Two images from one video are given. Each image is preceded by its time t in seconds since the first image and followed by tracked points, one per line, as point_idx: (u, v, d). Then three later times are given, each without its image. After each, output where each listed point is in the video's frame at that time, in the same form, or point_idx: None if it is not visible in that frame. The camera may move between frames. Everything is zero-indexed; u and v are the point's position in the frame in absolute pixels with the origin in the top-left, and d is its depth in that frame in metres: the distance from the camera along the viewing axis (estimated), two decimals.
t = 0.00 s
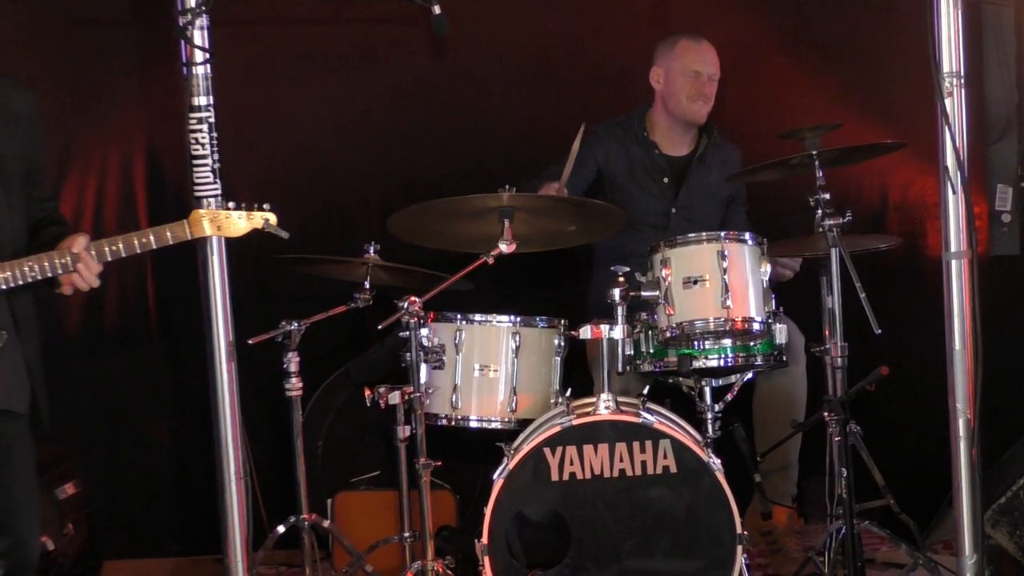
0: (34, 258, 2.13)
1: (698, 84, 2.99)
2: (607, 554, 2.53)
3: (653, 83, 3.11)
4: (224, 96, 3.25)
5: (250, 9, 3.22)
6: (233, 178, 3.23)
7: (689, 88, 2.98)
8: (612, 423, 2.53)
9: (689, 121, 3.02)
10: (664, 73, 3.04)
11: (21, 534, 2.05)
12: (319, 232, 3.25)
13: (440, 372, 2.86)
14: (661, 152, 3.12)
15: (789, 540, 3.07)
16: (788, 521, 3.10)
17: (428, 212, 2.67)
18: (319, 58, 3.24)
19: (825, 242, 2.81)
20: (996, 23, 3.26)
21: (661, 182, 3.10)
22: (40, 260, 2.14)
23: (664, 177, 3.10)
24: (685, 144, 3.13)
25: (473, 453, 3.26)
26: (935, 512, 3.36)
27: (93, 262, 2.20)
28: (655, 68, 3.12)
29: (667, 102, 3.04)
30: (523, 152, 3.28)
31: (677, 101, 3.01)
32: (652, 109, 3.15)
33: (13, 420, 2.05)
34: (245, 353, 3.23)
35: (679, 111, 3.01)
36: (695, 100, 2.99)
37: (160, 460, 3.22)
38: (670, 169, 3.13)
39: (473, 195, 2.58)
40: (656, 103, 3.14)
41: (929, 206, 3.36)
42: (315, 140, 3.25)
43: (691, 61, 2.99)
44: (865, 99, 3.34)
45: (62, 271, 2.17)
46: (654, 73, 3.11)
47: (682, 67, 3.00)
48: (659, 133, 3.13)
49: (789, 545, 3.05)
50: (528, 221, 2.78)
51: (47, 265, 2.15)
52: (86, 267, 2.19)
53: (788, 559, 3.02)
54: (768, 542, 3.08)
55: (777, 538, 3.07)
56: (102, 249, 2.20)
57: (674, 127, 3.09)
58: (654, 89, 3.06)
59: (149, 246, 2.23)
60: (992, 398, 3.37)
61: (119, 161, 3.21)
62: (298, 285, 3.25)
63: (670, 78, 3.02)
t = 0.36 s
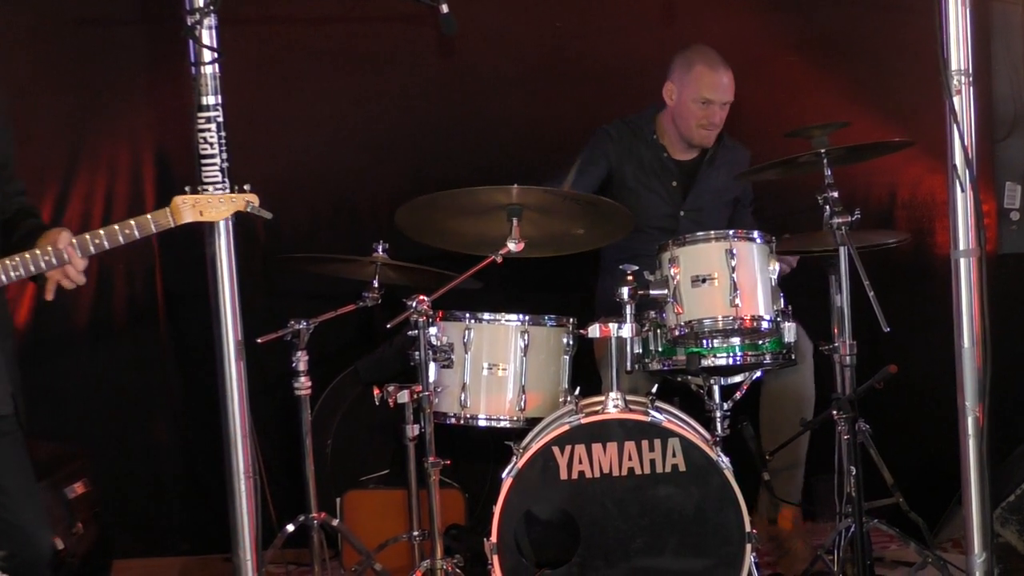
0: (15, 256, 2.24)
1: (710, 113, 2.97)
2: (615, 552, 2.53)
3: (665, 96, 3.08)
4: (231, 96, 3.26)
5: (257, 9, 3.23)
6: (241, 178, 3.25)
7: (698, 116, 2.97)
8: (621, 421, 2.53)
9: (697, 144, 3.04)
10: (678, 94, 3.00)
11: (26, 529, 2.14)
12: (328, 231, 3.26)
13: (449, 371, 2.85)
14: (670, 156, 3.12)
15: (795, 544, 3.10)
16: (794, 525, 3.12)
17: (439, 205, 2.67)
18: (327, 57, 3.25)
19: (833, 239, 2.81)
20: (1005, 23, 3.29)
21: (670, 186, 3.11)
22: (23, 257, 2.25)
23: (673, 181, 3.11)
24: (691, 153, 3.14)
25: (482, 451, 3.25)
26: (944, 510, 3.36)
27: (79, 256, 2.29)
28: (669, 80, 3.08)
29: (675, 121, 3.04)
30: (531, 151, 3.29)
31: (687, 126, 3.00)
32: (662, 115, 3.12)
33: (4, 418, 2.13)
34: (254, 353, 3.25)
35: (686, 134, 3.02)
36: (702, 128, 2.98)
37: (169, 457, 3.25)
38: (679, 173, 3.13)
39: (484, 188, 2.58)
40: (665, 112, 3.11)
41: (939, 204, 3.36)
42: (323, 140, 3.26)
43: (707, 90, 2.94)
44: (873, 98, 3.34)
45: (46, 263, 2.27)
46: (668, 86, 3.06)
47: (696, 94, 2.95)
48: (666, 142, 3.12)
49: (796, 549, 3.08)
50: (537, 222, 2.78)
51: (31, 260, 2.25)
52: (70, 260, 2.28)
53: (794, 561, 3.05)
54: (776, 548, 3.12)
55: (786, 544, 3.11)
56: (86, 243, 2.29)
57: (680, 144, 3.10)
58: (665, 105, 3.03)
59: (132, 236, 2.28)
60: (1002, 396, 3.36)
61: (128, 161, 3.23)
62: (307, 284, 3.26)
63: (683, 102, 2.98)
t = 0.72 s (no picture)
0: (15, 256, 2.28)
1: (729, 102, 2.98)
2: (625, 550, 2.52)
3: (679, 91, 3.08)
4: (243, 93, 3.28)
5: (267, 7, 3.24)
6: (251, 176, 3.27)
7: (719, 105, 2.98)
8: (630, 419, 2.52)
9: (717, 138, 3.04)
10: (695, 88, 3.01)
11: (19, 522, 2.26)
12: (338, 229, 3.27)
13: (459, 368, 2.83)
14: (682, 153, 3.13)
15: (807, 536, 3.09)
16: (806, 517, 3.12)
17: (447, 204, 2.66)
18: (337, 56, 3.26)
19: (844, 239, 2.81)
20: (1015, 20, 3.26)
21: (682, 183, 3.12)
22: (23, 257, 2.29)
23: (685, 178, 3.12)
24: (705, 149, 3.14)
25: (493, 449, 3.26)
26: (953, 507, 3.37)
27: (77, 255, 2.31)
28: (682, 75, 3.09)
29: (694, 115, 3.03)
30: (539, 149, 3.29)
31: (707, 119, 3.01)
32: (676, 113, 3.13)
33: None
34: (264, 351, 3.26)
35: (706, 126, 3.02)
36: (723, 118, 2.99)
37: (180, 453, 3.27)
38: (691, 171, 3.14)
39: (492, 189, 2.57)
40: (681, 110, 3.12)
41: (949, 202, 3.35)
42: (333, 138, 3.27)
43: (724, 78, 2.96)
44: (883, 95, 3.34)
45: (45, 262, 2.31)
46: (681, 81, 3.07)
47: (714, 85, 2.97)
48: (680, 141, 3.13)
49: (808, 541, 3.08)
50: (545, 220, 2.77)
51: (29, 259, 2.29)
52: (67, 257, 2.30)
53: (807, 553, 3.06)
54: (785, 537, 3.12)
55: (796, 535, 3.10)
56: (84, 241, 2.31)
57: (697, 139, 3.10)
58: (681, 100, 3.04)
59: (127, 233, 2.28)
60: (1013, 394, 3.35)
61: (137, 158, 3.24)
62: (317, 283, 3.30)
63: (701, 95, 3.00)
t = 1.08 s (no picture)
0: (19, 258, 2.12)
1: (734, 68, 3.00)
2: (633, 547, 2.50)
3: (682, 75, 3.09)
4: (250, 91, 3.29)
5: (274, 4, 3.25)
6: (259, 173, 3.27)
7: (726, 73, 2.99)
8: (636, 416, 2.51)
9: (727, 106, 3.02)
10: (696, 63, 3.03)
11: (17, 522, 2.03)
12: (346, 226, 3.28)
13: (466, 365, 2.82)
14: (691, 145, 3.13)
15: (815, 534, 3.08)
16: (815, 514, 3.12)
17: (454, 195, 2.66)
18: (345, 52, 3.27)
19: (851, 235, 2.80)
20: None
21: (693, 177, 3.11)
22: (26, 259, 2.14)
23: (696, 172, 3.11)
24: (712, 140, 3.14)
25: (499, 446, 3.26)
26: (960, 504, 3.37)
27: (83, 255, 2.19)
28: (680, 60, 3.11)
29: (702, 90, 3.03)
30: (546, 146, 3.29)
31: (715, 89, 3.00)
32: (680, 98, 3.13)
33: None
34: (271, 347, 3.27)
35: (716, 96, 3.01)
36: (731, 85, 2.99)
37: (187, 450, 3.28)
38: (701, 164, 3.13)
39: (500, 180, 2.57)
40: (685, 94, 3.12)
41: (956, 199, 3.35)
42: (340, 135, 3.28)
43: (724, 44, 3.01)
44: (891, 92, 3.34)
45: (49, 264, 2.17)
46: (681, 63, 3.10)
47: (716, 54, 3.00)
48: (688, 128, 3.13)
49: (816, 539, 3.07)
50: (553, 218, 2.77)
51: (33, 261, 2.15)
52: (74, 259, 2.17)
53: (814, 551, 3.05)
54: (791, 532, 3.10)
55: (804, 532, 3.08)
56: (90, 241, 2.20)
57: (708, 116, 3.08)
58: (685, 79, 3.05)
59: (135, 233, 2.24)
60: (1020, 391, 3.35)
61: (145, 155, 3.24)
62: (325, 279, 3.30)
63: (704, 67, 3.01)
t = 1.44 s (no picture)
0: (33, 250, 2.18)
1: (739, 57, 3.01)
2: (638, 546, 2.50)
3: (688, 70, 3.10)
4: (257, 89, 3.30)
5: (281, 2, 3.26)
6: (265, 171, 3.29)
7: (731, 63, 3.00)
8: (642, 415, 2.51)
9: (735, 94, 3.02)
10: (702, 56, 3.05)
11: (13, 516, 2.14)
12: (352, 224, 3.29)
13: (471, 363, 2.80)
14: (698, 140, 3.12)
15: (819, 531, 3.06)
16: (818, 511, 3.10)
17: (460, 200, 2.64)
18: (351, 51, 3.28)
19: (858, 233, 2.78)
20: None
21: (699, 172, 3.10)
22: (39, 251, 2.20)
23: (702, 167, 3.10)
24: (719, 135, 3.13)
25: (504, 445, 3.26)
26: (965, 504, 3.36)
27: (93, 249, 2.26)
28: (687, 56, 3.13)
29: (708, 82, 3.04)
30: (552, 145, 3.29)
31: (721, 78, 3.01)
32: (687, 93, 3.14)
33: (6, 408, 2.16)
34: (277, 345, 3.29)
35: (723, 85, 3.01)
36: (738, 74, 3.00)
37: (193, 447, 3.28)
38: (707, 157, 3.12)
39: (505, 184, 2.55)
40: (691, 88, 3.13)
41: (963, 199, 3.35)
42: (346, 133, 3.28)
43: (729, 35, 3.02)
44: (896, 91, 3.34)
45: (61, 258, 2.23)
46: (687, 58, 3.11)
47: (721, 45, 3.02)
48: (696, 121, 3.13)
49: (820, 534, 3.04)
50: (559, 214, 2.76)
51: (46, 254, 2.21)
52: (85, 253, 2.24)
53: (820, 547, 3.03)
54: (797, 530, 3.09)
55: (808, 530, 3.07)
56: (100, 236, 2.26)
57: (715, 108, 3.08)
58: (691, 71, 3.06)
59: (146, 229, 2.26)
60: None
61: (151, 152, 3.25)
62: (333, 276, 3.31)
63: (710, 59, 3.03)
